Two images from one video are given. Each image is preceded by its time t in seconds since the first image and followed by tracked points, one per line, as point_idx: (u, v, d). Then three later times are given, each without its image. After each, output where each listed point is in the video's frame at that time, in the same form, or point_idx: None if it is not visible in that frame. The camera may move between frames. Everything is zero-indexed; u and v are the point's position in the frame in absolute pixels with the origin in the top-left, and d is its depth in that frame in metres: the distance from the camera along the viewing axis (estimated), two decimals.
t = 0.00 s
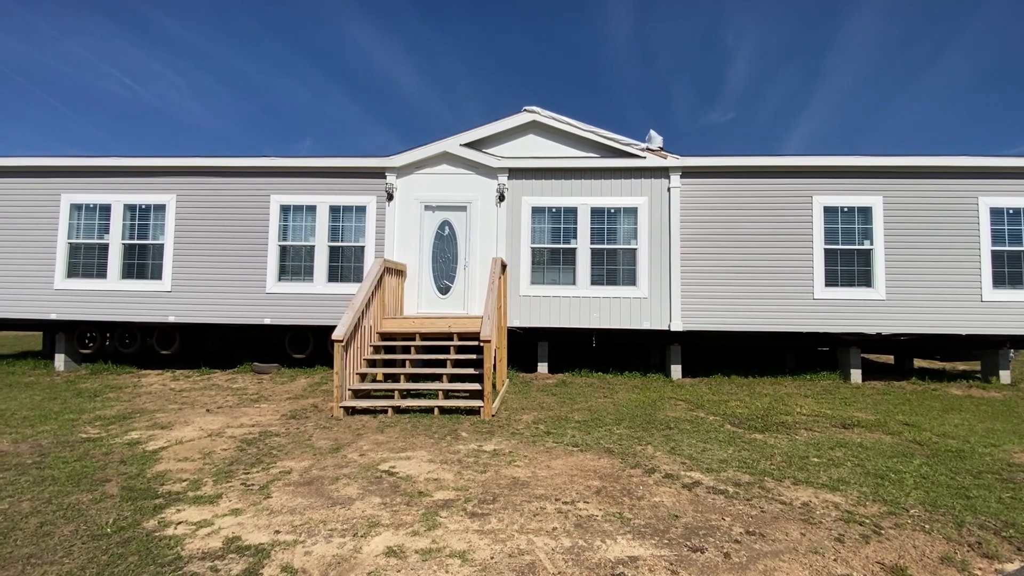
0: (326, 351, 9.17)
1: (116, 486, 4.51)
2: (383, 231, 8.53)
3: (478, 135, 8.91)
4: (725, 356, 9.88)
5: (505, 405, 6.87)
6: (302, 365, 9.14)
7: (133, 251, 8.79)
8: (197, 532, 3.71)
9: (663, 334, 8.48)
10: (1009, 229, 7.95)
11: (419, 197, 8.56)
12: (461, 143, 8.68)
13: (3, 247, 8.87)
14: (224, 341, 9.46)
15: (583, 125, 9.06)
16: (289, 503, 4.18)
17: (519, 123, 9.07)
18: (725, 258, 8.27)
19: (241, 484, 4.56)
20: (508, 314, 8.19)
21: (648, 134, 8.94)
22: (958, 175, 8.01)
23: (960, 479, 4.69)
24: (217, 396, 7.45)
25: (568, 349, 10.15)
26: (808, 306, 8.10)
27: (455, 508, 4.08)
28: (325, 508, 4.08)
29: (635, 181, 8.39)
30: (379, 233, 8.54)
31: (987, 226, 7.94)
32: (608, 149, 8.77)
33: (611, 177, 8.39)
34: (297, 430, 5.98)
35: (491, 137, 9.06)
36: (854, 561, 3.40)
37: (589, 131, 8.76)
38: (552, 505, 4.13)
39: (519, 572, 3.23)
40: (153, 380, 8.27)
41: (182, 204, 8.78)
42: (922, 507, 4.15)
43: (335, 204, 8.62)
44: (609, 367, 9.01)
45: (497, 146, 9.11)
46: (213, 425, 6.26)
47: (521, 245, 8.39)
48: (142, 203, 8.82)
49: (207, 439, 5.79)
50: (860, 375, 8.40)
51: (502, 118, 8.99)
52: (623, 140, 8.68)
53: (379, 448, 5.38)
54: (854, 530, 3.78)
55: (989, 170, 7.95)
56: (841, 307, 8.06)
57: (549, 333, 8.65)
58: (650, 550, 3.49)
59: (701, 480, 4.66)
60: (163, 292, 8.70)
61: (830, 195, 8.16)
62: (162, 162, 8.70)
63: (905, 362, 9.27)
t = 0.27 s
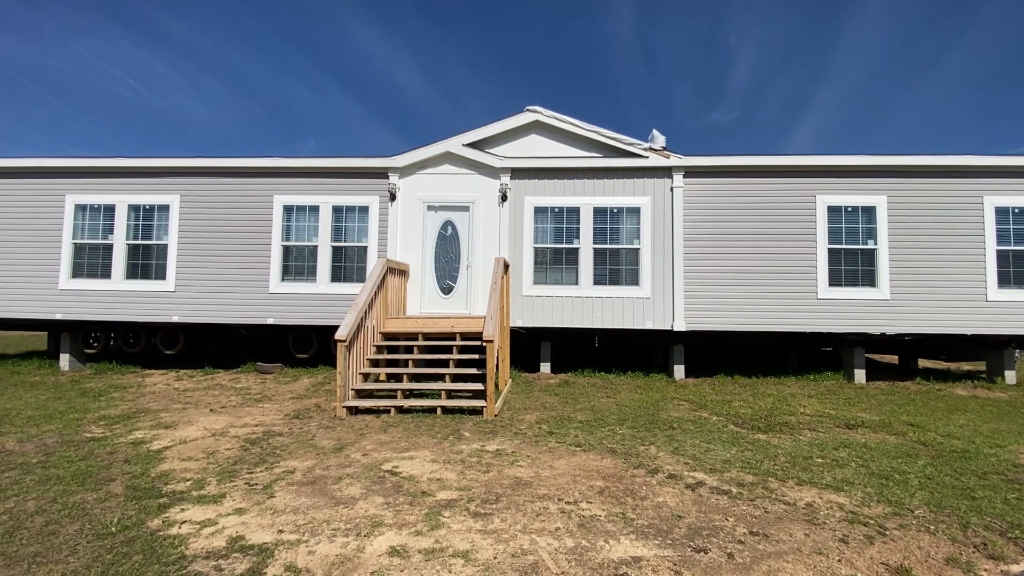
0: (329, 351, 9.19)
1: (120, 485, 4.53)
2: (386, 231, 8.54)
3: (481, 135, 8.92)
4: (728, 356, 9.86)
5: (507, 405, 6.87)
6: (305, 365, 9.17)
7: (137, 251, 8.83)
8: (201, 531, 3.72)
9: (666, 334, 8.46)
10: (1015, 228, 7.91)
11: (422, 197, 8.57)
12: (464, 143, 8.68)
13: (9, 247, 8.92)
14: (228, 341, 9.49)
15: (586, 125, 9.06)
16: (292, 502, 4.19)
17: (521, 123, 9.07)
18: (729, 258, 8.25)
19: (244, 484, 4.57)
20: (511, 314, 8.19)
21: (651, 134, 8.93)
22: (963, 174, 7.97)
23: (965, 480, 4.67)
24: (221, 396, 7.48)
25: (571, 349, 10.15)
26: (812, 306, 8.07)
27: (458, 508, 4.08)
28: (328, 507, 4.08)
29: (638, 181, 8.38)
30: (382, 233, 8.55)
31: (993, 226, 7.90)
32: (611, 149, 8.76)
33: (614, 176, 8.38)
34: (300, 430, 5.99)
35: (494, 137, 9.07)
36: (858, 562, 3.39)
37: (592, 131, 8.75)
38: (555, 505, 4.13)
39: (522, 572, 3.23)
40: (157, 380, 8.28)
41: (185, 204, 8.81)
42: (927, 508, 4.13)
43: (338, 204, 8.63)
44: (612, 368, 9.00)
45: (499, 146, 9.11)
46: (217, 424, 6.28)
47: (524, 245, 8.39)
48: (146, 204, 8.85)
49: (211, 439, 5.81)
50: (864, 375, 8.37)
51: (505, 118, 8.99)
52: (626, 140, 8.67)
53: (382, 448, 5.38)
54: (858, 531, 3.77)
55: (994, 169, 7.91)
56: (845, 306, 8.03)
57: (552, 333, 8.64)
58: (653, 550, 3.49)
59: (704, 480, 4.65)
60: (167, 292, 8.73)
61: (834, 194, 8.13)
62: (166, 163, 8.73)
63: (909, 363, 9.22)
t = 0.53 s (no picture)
0: (332, 351, 9.21)
1: (125, 485, 4.55)
2: (388, 231, 8.56)
3: (483, 135, 8.92)
4: (731, 356, 9.84)
5: (510, 405, 6.87)
6: (308, 365, 9.19)
7: (141, 252, 8.87)
8: (205, 531, 3.73)
9: (669, 334, 8.45)
10: (1020, 227, 7.86)
11: (425, 197, 8.58)
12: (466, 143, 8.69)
13: (15, 248, 8.97)
14: (231, 341, 9.52)
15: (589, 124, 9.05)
16: (296, 502, 4.20)
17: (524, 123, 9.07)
18: (732, 258, 8.23)
19: (248, 483, 4.58)
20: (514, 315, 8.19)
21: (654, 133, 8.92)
22: (968, 173, 7.93)
23: (970, 481, 4.64)
24: (225, 395, 7.50)
25: (573, 349, 10.14)
26: (816, 306, 8.05)
27: (461, 508, 4.08)
28: (331, 507, 4.09)
29: (640, 181, 8.37)
30: (385, 233, 8.57)
31: (998, 225, 7.86)
32: (614, 149, 8.75)
33: (617, 176, 8.37)
34: (304, 430, 6.01)
35: (497, 137, 9.07)
36: (863, 563, 3.37)
37: (594, 131, 8.74)
38: (558, 506, 4.12)
39: (525, 572, 3.23)
40: (161, 380, 8.31)
41: (189, 205, 8.84)
42: (932, 509, 4.11)
43: (341, 204, 8.65)
44: (615, 368, 8.99)
45: (502, 146, 9.11)
46: (220, 424, 6.30)
47: (526, 245, 8.39)
48: (150, 204, 8.89)
49: (214, 438, 5.83)
50: (868, 375, 8.33)
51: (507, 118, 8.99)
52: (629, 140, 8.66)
53: (385, 448, 5.39)
54: (862, 531, 3.75)
55: (999, 169, 7.87)
56: (849, 306, 8.00)
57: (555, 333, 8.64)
58: (656, 550, 3.48)
59: (707, 481, 4.64)
60: (171, 292, 8.76)
61: (838, 194, 8.10)
62: (170, 164, 8.76)
63: (914, 363, 9.18)
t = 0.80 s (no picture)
0: (336, 351, 9.23)
1: (130, 484, 4.57)
2: (392, 231, 8.57)
3: (486, 135, 8.93)
4: (735, 356, 9.82)
5: (513, 405, 6.87)
6: (312, 365, 9.21)
7: (146, 252, 8.91)
8: (210, 530, 3.75)
9: (672, 334, 8.43)
10: None
11: (427, 197, 8.59)
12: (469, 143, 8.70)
13: (21, 248, 9.03)
14: (235, 341, 9.55)
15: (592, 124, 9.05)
16: (300, 502, 4.22)
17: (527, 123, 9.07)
18: (735, 258, 8.21)
19: (252, 483, 4.60)
20: (517, 315, 8.20)
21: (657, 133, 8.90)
22: (973, 172, 7.89)
23: (975, 481, 4.62)
24: (229, 395, 7.53)
25: (577, 349, 10.14)
26: (820, 306, 8.02)
27: (465, 507, 4.08)
28: (335, 507, 4.10)
29: (643, 180, 8.36)
30: (388, 233, 8.58)
31: (1004, 225, 7.82)
32: (617, 149, 8.74)
33: (620, 176, 8.36)
34: (308, 429, 6.03)
35: (500, 137, 9.08)
36: (867, 564, 3.36)
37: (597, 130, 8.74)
38: (561, 506, 4.13)
39: (528, 572, 3.23)
40: (166, 380, 8.34)
41: (194, 206, 8.88)
42: (937, 509, 4.09)
43: (345, 205, 8.67)
44: (618, 368, 8.99)
45: (505, 146, 9.12)
46: (225, 424, 6.33)
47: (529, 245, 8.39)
48: (154, 205, 8.93)
49: (219, 438, 5.85)
50: (872, 375, 8.30)
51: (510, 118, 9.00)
52: (632, 139, 8.65)
53: (388, 448, 5.40)
54: (867, 532, 3.74)
55: (1005, 168, 7.83)
56: (853, 306, 7.97)
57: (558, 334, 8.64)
58: (659, 551, 3.48)
59: (711, 481, 4.63)
60: (175, 293, 8.80)
61: (842, 193, 8.08)
62: (175, 165, 8.80)
63: (918, 363, 9.14)
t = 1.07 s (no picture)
0: (340, 351, 9.26)
1: (135, 483, 4.59)
2: (395, 231, 8.59)
3: (489, 135, 8.93)
4: (739, 356, 9.79)
5: (516, 405, 6.88)
6: (316, 365, 9.24)
7: (151, 252, 8.95)
8: (215, 529, 3.76)
9: (675, 334, 8.42)
10: None
11: (431, 198, 8.60)
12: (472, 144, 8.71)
13: (27, 249, 9.09)
14: (240, 341, 9.59)
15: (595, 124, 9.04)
16: (304, 501, 4.23)
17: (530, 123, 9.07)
18: (739, 257, 8.19)
19: (257, 483, 4.62)
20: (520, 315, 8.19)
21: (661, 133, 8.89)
22: (979, 171, 7.85)
23: (981, 482, 4.60)
24: (233, 395, 7.56)
25: (580, 349, 10.14)
26: (824, 306, 7.99)
27: (468, 507, 4.09)
28: (339, 506, 4.11)
29: (646, 180, 8.34)
30: (391, 234, 8.60)
31: (1009, 224, 7.77)
32: (620, 149, 8.74)
33: (623, 176, 8.35)
34: (311, 429, 6.05)
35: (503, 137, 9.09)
36: (872, 565, 3.35)
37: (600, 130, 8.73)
38: (564, 506, 4.13)
39: (532, 572, 3.23)
40: (170, 380, 8.38)
41: (198, 206, 8.92)
42: (942, 510, 4.07)
43: (348, 205, 8.69)
44: (621, 368, 8.98)
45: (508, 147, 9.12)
46: (229, 423, 6.35)
47: (532, 245, 8.39)
48: (159, 206, 8.97)
49: (223, 438, 5.88)
50: (877, 375, 8.27)
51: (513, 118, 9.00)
52: (635, 139, 8.64)
53: (392, 447, 5.41)
54: (872, 533, 3.72)
55: (1011, 167, 7.78)
56: (858, 306, 7.94)
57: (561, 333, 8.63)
58: (663, 551, 3.47)
59: (715, 482, 4.62)
60: (180, 293, 8.84)
61: (846, 193, 8.04)
62: (180, 165, 8.84)
63: (924, 363, 9.10)
